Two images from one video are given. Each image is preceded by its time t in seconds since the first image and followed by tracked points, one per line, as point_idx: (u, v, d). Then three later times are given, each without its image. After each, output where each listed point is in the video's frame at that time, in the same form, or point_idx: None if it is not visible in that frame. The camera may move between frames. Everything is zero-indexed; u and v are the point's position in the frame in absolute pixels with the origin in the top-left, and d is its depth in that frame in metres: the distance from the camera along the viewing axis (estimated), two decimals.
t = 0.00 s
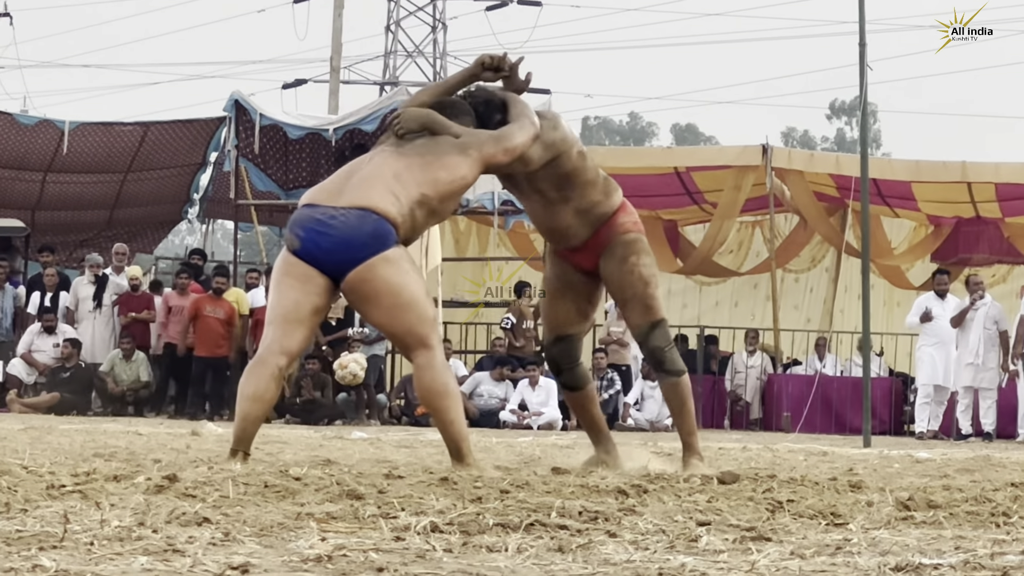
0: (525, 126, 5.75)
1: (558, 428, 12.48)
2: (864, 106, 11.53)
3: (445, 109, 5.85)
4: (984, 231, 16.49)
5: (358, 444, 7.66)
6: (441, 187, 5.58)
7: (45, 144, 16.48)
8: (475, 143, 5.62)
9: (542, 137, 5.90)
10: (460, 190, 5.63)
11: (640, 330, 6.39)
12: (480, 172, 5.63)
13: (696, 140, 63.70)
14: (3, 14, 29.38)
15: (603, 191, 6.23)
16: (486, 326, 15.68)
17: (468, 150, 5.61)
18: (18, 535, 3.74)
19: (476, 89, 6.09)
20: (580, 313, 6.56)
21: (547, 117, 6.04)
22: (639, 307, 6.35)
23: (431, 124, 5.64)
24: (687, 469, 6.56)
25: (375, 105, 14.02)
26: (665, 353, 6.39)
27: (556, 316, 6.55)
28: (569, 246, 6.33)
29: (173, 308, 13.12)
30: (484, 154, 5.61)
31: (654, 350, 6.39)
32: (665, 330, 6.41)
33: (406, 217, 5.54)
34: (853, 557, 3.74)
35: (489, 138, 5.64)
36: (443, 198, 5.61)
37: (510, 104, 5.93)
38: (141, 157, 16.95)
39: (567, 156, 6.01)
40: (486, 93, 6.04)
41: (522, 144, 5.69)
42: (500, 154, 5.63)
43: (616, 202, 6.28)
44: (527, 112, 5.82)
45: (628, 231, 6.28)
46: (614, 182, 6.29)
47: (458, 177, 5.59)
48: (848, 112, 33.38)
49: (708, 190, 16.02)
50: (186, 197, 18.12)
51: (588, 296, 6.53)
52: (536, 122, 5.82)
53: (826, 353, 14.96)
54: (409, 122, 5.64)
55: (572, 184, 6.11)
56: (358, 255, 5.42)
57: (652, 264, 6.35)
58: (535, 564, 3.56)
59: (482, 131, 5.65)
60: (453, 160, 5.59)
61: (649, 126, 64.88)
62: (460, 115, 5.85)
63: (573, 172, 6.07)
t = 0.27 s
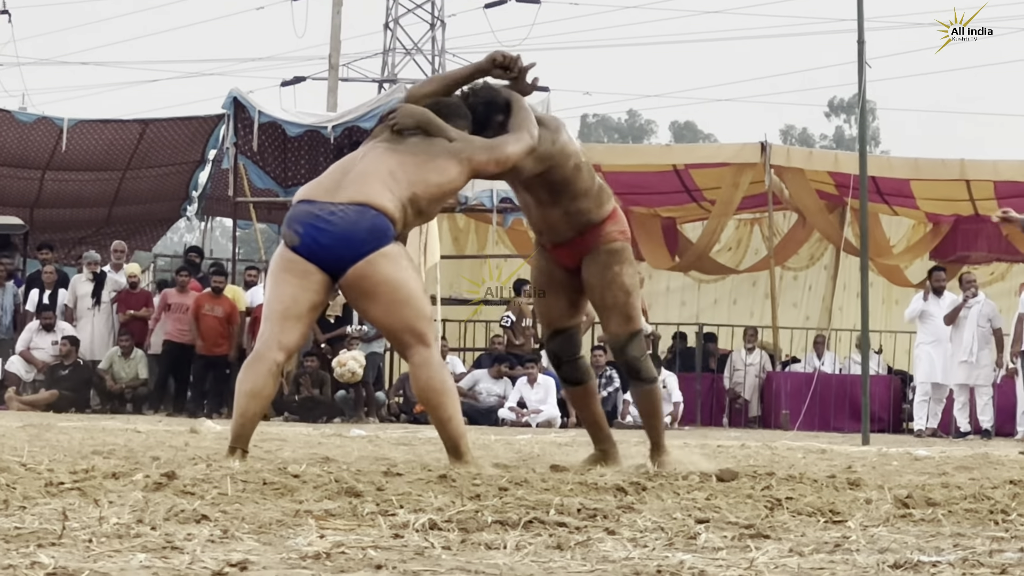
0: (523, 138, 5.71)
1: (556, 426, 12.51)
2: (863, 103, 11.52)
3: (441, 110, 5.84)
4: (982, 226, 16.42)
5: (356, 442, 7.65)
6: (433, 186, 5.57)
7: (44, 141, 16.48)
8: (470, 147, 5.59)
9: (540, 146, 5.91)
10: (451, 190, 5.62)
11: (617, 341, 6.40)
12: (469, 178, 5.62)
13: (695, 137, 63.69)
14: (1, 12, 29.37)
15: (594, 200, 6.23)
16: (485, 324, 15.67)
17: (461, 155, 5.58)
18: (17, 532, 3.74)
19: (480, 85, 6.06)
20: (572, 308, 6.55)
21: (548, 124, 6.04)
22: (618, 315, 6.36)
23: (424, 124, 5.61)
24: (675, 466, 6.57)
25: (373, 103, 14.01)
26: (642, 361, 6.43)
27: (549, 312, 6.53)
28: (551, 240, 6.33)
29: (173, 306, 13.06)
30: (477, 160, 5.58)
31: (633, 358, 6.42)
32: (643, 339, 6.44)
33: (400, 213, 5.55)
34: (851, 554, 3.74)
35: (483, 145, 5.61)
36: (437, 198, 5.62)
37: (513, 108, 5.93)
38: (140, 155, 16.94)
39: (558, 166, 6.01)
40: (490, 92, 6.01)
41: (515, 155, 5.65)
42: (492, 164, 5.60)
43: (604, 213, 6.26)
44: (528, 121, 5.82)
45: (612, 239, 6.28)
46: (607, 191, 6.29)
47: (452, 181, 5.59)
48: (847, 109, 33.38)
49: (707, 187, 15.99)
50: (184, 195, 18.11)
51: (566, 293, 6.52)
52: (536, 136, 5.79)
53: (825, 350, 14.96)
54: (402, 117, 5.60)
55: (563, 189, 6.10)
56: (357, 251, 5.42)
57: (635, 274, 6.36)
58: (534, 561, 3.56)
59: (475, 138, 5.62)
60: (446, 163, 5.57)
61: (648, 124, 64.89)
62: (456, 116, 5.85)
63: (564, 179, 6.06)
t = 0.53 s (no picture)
0: (527, 136, 5.68)
1: (554, 424, 12.56)
2: (861, 101, 11.50)
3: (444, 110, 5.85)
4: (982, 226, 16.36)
5: (355, 440, 7.65)
6: (434, 188, 5.57)
7: (42, 138, 16.49)
8: (471, 148, 5.59)
9: (548, 144, 5.88)
10: (452, 193, 5.62)
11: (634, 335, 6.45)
12: (471, 179, 5.62)
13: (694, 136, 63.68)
14: None
15: (610, 199, 6.21)
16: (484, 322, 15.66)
17: (461, 157, 5.58)
18: (15, 529, 3.74)
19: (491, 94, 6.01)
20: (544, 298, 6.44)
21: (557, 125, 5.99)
22: (637, 313, 6.39)
23: (426, 128, 5.60)
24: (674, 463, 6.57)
25: (372, 100, 14.00)
26: (657, 355, 6.50)
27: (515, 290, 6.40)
28: (573, 247, 6.30)
29: (172, 303, 13.04)
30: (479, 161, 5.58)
31: (646, 351, 6.48)
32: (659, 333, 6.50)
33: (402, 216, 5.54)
34: (850, 552, 3.74)
35: (484, 145, 5.60)
36: (442, 199, 5.62)
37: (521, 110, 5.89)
38: (138, 153, 16.94)
39: (573, 165, 5.96)
40: (502, 100, 5.97)
41: (519, 154, 5.62)
42: (493, 162, 5.58)
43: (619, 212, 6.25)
44: (534, 122, 5.78)
45: (629, 237, 6.30)
46: (621, 191, 6.29)
47: (453, 185, 5.59)
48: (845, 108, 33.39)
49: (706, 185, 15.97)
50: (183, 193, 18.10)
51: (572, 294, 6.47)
52: (541, 134, 5.76)
53: (823, 348, 14.96)
54: (404, 125, 5.61)
55: (578, 191, 6.07)
56: (360, 255, 5.41)
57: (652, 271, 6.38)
58: (532, 558, 3.56)
59: (476, 139, 5.61)
60: (446, 167, 5.57)
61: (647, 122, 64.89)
62: (461, 118, 5.83)
63: (579, 181, 6.03)
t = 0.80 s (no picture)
0: (531, 134, 5.65)
1: (554, 422, 12.51)
2: (860, 101, 11.48)
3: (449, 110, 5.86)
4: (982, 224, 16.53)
5: (354, 438, 7.66)
6: (438, 186, 5.57)
7: (42, 137, 16.49)
8: (475, 147, 5.59)
9: (551, 138, 5.81)
10: (456, 193, 5.62)
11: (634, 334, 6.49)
12: (476, 178, 5.62)
13: (693, 134, 63.66)
14: None
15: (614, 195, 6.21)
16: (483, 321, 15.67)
17: (466, 156, 5.59)
18: (14, 528, 3.74)
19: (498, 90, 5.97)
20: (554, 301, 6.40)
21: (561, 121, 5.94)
22: (637, 309, 6.42)
23: (431, 127, 5.62)
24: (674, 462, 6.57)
25: (371, 99, 13.99)
26: (657, 352, 6.53)
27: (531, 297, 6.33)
28: (573, 245, 6.25)
29: (171, 302, 13.07)
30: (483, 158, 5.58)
31: (647, 349, 6.50)
32: (661, 330, 6.51)
33: (408, 215, 5.54)
34: (849, 551, 3.74)
35: (488, 145, 5.59)
36: (447, 198, 5.61)
37: (526, 108, 5.87)
38: (137, 152, 16.94)
39: (577, 160, 5.92)
40: (509, 98, 5.93)
41: (524, 152, 5.59)
42: (497, 160, 5.56)
43: (622, 208, 6.26)
44: (538, 120, 5.75)
45: (633, 233, 6.31)
46: (625, 187, 6.29)
47: (457, 184, 5.59)
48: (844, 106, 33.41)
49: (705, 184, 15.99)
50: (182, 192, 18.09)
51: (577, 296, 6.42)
52: (546, 131, 5.73)
53: (822, 347, 14.97)
54: (409, 125, 5.61)
55: (581, 188, 6.05)
56: (364, 252, 5.41)
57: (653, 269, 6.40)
58: (532, 557, 3.56)
59: (480, 137, 5.62)
60: (450, 166, 5.58)
61: (646, 121, 64.94)
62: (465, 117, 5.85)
63: (583, 178, 6.00)
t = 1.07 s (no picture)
0: (531, 132, 5.68)
1: (553, 423, 12.51)
2: (859, 100, 11.44)
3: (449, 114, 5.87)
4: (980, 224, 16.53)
5: (352, 439, 7.66)
6: (440, 186, 5.57)
7: (40, 137, 16.49)
8: (476, 146, 5.60)
9: (551, 136, 5.83)
10: (458, 193, 5.62)
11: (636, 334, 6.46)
12: (479, 178, 5.62)
13: (691, 134, 63.67)
14: None
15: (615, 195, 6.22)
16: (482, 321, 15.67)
17: (467, 157, 5.59)
18: (13, 529, 3.74)
19: (497, 92, 5.97)
20: (557, 303, 6.40)
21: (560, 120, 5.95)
22: (640, 308, 6.40)
23: (432, 130, 5.62)
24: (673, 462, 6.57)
25: (370, 99, 13.98)
26: (658, 351, 6.51)
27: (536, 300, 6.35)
28: (575, 246, 6.26)
29: (170, 302, 13.06)
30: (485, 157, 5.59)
31: (649, 349, 6.50)
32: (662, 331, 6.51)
33: (410, 216, 5.55)
34: (848, 551, 3.74)
35: (490, 143, 5.60)
36: (450, 197, 5.61)
37: (526, 108, 5.86)
38: (136, 152, 16.94)
39: (578, 156, 5.93)
40: (508, 99, 5.93)
41: (526, 150, 5.63)
42: (499, 159, 5.58)
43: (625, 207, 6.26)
44: (539, 119, 5.76)
45: (635, 233, 6.32)
46: (626, 187, 6.30)
47: (458, 184, 5.59)
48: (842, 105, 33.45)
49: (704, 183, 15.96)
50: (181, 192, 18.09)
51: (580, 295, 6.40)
52: (546, 129, 5.76)
53: (821, 347, 14.97)
54: (408, 129, 5.61)
55: (583, 185, 6.06)
56: (365, 251, 5.41)
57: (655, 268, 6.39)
58: (530, 558, 3.56)
59: (481, 137, 5.63)
60: (451, 166, 5.58)
61: (645, 121, 64.95)
62: (464, 120, 5.86)
63: (584, 175, 6.01)
